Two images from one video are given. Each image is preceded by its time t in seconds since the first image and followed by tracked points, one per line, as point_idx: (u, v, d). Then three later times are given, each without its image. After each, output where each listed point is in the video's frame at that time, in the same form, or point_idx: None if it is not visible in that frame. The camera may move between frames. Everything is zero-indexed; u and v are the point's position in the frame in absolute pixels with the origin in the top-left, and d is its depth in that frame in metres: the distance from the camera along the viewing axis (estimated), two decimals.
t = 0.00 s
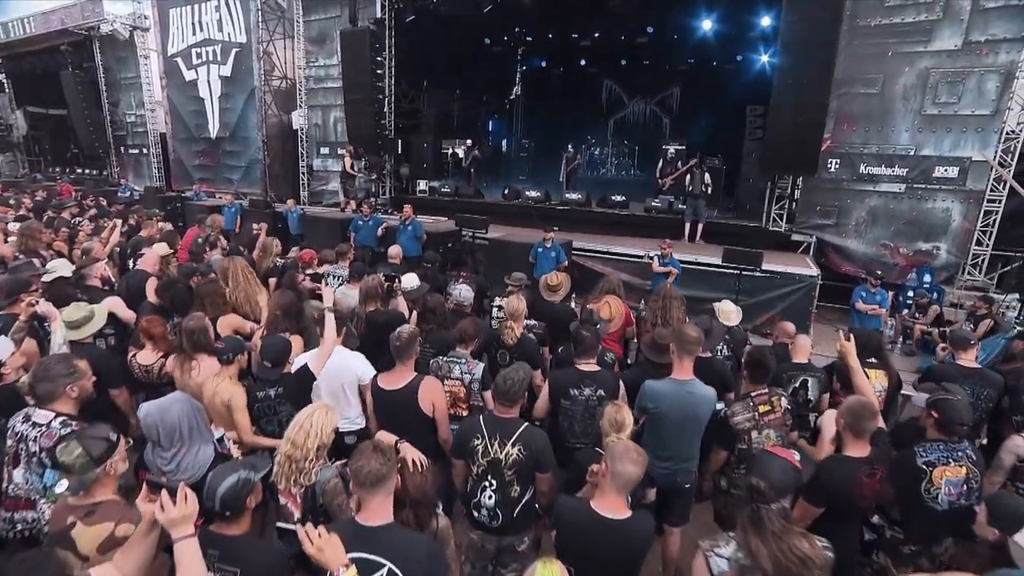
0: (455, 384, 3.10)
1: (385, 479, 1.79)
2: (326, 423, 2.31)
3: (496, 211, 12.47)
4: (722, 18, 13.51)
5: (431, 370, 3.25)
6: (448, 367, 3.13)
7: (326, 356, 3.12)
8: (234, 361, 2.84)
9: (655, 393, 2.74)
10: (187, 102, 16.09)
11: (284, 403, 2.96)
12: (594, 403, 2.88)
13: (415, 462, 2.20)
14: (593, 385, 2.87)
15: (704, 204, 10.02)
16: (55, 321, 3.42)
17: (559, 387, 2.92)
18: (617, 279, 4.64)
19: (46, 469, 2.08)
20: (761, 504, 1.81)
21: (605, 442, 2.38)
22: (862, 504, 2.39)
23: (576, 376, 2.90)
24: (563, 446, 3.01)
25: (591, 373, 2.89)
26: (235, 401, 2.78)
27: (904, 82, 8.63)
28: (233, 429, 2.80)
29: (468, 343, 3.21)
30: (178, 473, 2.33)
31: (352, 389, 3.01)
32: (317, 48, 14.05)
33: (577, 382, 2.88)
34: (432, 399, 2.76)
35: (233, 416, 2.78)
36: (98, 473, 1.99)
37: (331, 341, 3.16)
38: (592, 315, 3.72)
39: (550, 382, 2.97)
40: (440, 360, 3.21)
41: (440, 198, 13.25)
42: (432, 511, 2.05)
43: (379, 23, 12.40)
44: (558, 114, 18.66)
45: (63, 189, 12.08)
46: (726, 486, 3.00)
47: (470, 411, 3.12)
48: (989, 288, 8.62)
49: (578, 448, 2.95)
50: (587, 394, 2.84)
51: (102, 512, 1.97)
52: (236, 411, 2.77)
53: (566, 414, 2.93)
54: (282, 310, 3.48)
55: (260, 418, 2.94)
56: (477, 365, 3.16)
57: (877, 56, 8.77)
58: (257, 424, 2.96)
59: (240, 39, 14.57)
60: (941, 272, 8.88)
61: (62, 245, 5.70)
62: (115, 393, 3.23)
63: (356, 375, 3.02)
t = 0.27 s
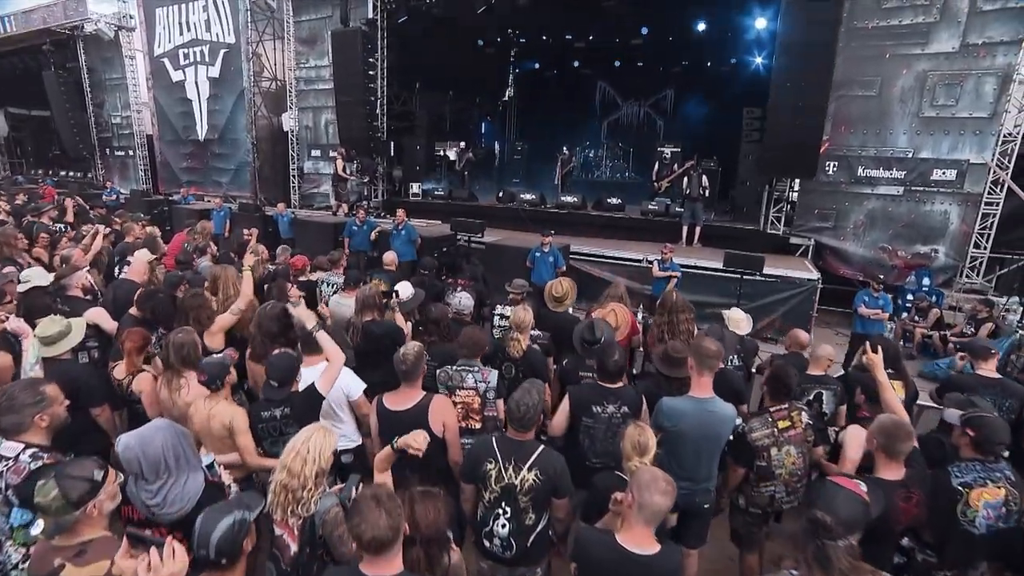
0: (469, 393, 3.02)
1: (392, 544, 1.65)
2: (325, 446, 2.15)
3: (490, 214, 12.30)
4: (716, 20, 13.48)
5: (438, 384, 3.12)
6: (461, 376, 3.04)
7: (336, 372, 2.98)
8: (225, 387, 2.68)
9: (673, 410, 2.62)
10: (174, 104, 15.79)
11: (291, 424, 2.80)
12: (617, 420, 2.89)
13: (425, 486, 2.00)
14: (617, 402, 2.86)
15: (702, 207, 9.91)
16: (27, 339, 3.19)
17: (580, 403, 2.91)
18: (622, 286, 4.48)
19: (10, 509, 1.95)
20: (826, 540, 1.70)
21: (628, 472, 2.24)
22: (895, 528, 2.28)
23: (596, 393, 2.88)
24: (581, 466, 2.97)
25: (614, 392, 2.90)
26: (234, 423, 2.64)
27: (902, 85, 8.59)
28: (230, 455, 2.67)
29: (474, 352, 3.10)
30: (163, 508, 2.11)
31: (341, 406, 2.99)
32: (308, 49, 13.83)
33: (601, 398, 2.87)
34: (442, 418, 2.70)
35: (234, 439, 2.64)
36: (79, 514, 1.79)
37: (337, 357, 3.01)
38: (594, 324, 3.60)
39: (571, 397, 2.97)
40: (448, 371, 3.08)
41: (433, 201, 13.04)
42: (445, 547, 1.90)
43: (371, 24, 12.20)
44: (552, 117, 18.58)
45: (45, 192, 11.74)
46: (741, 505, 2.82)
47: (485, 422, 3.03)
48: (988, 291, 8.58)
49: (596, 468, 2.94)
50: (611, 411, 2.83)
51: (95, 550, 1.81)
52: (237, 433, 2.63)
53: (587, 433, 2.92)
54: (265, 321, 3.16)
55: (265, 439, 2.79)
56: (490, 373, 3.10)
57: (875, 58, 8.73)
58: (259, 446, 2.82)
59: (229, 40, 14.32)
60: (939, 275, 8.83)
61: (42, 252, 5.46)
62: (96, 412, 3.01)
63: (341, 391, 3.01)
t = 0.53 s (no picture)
0: (496, 409, 2.88)
1: None
2: (331, 476, 1.98)
3: (490, 218, 12.13)
4: (717, 21, 13.36)
5: (459, 404, 2.93)
6: (485, 394, 2.89)
7: (343, 393, 2.84)
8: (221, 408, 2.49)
9: (703, 433, 2.44)
10: (168, 105, 15.55)
11: (293, 452, 2.56)
12: (644, 440, 2.81)
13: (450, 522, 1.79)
14: (643, 421, 2.79)
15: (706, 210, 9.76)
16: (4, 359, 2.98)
17: (607, 424, 2.79)
18: (635, 293, 4.28)
19: None
20: None
21: (663, 506, 2.11)
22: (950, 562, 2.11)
23: (624, 414, 2.78)
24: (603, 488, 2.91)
25: (642, 410, 2.81)
26: (228, 447, 2.46)
27: (909, 86, 8.49)
28: (226, 482, 2.50)
29: (490, 366, 2.95)
30: (152, 551, 1.91)
31: (344, 427, 2.84)
32: (304, 49, 13.63)
33: (628, 419, 2.78)
34: (456, 442, 2.53)
35: (229, 466, 2.47)
36: (83, 553, 1.68)
37: (345, 378, 2.89)
38: (607, 333, 3.48)
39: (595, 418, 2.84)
40: (466, 391, 2.92)
41: (431, 204, 12.85)
42: None
43: (368, 24, 12.00)
44: (550, 119, 18.45)
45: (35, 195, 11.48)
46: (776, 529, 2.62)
47: (510, 443, 2.91)
48: (996, 295, 8.47)
49: (625, 491, 2.83)
50: (639, 431, 2.75)
51: None
52: (233, 459, 2.45)
53: (612, 455, 2.81)
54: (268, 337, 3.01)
55: (264, 467, 2.55)
56: (513, 389, 2.99)
57: (882, 60, 8.63)
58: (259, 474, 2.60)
59: (224, 40, 14.11)
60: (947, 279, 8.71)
61: (28, 260, 5.24)
62: (83, 433, 2.79)
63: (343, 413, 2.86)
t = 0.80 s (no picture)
0: (516, 429, 2.71)
1: None
2: (333, 511, 1.82)
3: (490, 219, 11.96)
4: (718, 21, 13.25)
5: (477, 428, 2.73)
6: (505, 413, 2.71)
7: (339, 421, 2.61)
8: (213, 429, 2.30)
9: (736, 456, 2.29)
10: (162, 105, 15.31)
11: (281, 477, 2.43)
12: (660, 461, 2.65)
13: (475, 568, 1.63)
14: (661, 440, 2.63)
15: (710, 212, 9.62)
16: None
17: (620, 444, 2.65)
18: (645, 300, 4.09)
19: None
20: None
21: (695, 535, 1.92)
22: None
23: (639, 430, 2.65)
24: (618, 510, 2.77)
25: (660, 429, 2.64)
26: (214, 475, 2.28)
27: (917, 86, 8.37)
28: (209, 512, 2.33)
29: (506, 380, 2.84)
30: None
31: (361, 446, 2.72)
32: (301, 48, 13.43)
33: (645, 438, 2.63)
34: (465, 467, 2.37)
35: (214, 495, 2.29)
36: None
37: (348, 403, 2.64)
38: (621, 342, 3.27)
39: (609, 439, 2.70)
40: (483, 412, 2.74)
41: (430, 206, 12.65)
42: None
43: (366, 22, 11.79)
44: (549, 120, 18.30)
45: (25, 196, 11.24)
46: (807, 556, 2.45)
47: (531, 462, 2.77)
48: (1005, 299, 8.35)
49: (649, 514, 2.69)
50: (656, 452, 2.60)
51: None
52: (217, 488, 2.27)
53: (625, 476, 2.67)
54: (266, 352, 2.93)
55: (249, 496, 2.40)
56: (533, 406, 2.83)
57: (889, 60, 8.51)
58: (246, 502, 2.45)
59: (219, 39, 13.89)
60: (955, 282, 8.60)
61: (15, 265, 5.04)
62: (64, 454, 2.61)
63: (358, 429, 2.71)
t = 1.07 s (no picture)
0: (524, 447, 2.60)
1: None
2: (336, 549, 1.69)
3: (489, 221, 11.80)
4: (719, 20, 13.14)
5: (482, 444, 2.62)
6: (515, 429, 2.60)
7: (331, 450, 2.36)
8: (195, 454, 2.12)
9: (773, 479, 2.16)
10: (155, 105, 15.06)
11: (267, 503, 2.18)
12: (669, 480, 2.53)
13: None
14: (668, 457, 2.51)
15: (714, 214, 9.48)
16: None
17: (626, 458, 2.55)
18: (660, 307, 3.91)
19: None
20: None
21: None
22: None
23: (644, 447, 2.54)
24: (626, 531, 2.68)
25: (670, 446, 2.53)
26: (196, 504, 2.09)
27: (924, 86, 8.25)
28: (193, 542, 2.17)
29: (519, 401, 2.68)
30: None
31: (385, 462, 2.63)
32: (296, 48, 13.22)
33: (650, 455, 2.52)
34: (475, 493, 2.18)
35: (196, 524, 2.11)
36: None
37: (340, 433, 2.39)
38: (636, 357, 3.11)
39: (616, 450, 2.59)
40: (488, 428, 2.62)
41: (428, 207, 12.45)
42: None
43: (363, 21, 11.59)
44: (548, 121, 18.15)
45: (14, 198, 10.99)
46: None
47: (540, 483, 2.65)
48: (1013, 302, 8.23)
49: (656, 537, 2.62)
50: (662, 470, 2.46)
51: None
52: (200, 518, 2.09)
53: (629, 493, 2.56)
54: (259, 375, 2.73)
55: (234, 525, 2.17)
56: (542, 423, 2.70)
57: (895, 59, 8.39)
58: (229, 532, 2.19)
59: (213, 38, 13.67)
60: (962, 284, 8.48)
61: None
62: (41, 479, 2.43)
63: (385, 446, 2.64)
